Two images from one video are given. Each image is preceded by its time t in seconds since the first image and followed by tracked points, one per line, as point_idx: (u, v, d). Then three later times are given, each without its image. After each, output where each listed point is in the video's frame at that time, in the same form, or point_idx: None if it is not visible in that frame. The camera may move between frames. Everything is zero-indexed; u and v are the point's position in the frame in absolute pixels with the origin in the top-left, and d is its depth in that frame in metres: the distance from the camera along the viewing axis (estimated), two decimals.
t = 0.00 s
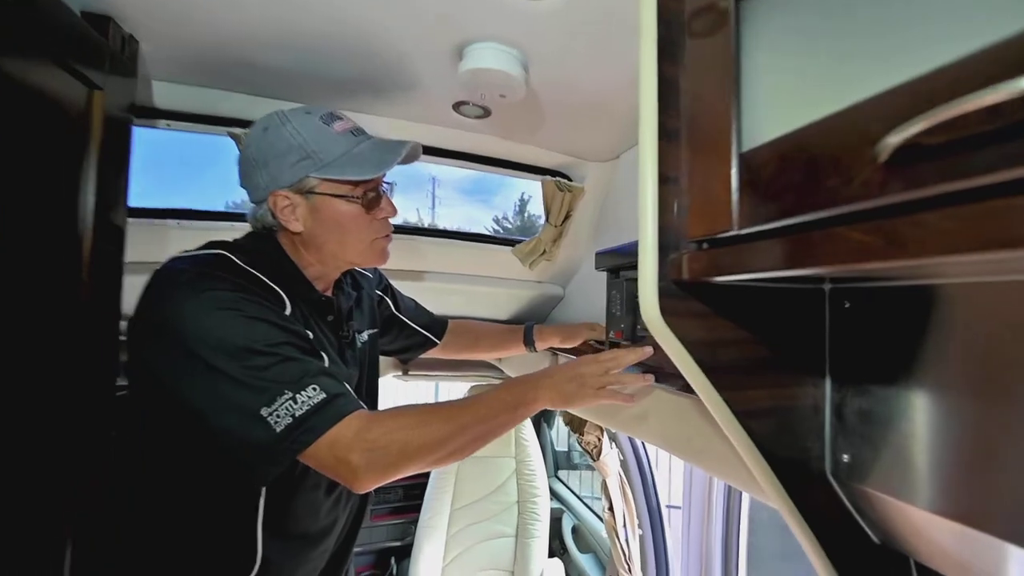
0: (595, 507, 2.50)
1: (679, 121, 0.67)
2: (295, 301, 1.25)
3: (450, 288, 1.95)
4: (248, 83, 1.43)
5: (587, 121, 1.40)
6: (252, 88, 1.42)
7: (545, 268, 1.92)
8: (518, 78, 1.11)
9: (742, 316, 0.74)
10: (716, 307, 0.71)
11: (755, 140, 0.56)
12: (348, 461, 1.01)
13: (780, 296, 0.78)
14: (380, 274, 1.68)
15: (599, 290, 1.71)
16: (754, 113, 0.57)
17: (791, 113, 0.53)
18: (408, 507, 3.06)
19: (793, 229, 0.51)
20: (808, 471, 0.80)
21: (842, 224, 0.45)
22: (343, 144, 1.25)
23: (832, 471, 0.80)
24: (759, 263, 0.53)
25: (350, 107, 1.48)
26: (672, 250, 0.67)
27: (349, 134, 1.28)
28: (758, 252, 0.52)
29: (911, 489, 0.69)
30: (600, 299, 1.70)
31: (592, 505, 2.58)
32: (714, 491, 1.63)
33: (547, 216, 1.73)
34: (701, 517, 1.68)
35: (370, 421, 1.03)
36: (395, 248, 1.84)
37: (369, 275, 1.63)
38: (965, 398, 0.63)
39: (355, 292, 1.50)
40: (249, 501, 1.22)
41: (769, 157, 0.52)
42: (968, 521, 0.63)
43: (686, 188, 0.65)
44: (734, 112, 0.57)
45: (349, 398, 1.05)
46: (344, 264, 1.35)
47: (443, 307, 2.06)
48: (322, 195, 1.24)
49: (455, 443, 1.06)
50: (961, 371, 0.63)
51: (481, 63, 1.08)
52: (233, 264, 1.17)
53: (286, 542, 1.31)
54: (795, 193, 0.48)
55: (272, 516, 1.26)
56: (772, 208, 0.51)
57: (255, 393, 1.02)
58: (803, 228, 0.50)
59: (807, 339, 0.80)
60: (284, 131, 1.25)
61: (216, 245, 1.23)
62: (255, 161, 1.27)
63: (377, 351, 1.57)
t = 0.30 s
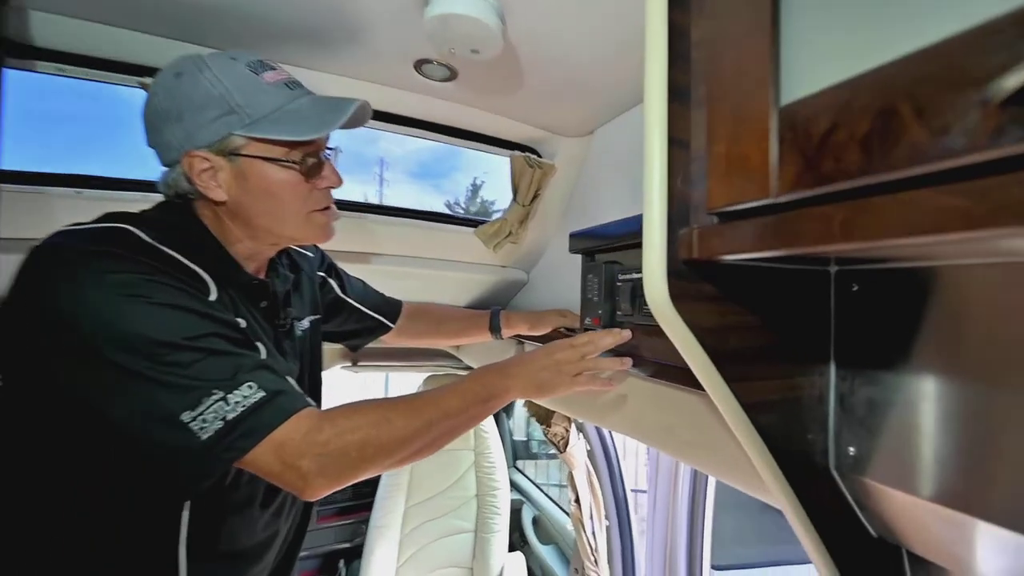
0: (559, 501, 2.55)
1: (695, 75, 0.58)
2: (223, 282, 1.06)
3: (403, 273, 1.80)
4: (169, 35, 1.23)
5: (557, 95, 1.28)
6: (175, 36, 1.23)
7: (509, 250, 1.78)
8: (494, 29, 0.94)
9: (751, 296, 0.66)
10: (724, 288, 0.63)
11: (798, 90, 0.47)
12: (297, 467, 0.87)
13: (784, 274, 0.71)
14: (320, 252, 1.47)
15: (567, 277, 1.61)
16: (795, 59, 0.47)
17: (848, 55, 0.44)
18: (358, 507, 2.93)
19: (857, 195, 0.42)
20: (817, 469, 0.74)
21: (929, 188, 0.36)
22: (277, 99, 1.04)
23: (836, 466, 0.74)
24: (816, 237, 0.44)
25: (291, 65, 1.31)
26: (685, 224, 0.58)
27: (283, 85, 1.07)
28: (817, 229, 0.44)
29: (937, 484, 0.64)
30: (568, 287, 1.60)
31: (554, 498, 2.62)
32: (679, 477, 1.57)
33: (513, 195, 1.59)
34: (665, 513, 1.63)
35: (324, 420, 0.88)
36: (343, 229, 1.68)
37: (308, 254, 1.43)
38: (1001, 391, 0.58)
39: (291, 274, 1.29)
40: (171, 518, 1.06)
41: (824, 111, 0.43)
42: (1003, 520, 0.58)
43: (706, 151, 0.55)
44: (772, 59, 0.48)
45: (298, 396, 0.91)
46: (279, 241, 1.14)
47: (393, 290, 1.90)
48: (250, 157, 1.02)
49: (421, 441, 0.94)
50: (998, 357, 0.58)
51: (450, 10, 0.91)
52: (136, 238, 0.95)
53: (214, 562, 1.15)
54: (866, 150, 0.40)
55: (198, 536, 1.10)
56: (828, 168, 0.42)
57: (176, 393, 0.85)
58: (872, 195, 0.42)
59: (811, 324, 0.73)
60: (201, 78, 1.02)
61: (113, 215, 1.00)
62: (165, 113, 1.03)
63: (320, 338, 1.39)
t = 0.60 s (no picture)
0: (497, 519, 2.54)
1: (676, 66, 0.51)
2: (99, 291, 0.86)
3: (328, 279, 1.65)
4: (38, 0, 1.03)
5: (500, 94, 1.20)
6: None
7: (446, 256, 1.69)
8: (446, 14, 0.86)
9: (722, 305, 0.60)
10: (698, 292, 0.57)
11: (801, 84, 0.40)
12: (182, 529, 0.72)
13: (747, 283, 0.65)
14: (228, 256, 1.30)
15: (508, 284, 1.55)
16: (797, 47, 0.41)
17: (867, 40, 0.37)
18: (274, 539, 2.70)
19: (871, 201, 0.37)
20: (780, 481, 0.68)
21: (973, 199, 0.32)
22: (171, 68, 0.86)
23: (795, 474, 0.68)
24: (821, 242, 0.38)
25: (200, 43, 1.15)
26: (662, 229, 0.52)
27: (181, 54, 0.89)
28: (820, 237, 0.38)
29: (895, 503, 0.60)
30: (509, 295, 1.54)
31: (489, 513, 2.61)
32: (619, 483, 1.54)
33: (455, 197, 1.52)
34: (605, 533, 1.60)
35: (216, 468, 0.74)
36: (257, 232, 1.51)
37: (212, 258, 1.25)
38: (958, 408, 0.55)
39: (190, 281, 1.11)
40: None
41: (840, 111, 0.36)
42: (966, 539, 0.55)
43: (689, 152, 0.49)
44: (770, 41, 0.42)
45: (189, 439, 0.77)
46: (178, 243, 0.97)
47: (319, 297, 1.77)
48: (139, 139, 0.84)
49: (333, 479, 0.83)
50: (955, 371, 0.55)
51: None
52: None
53: None
54: (888, 140, 0.34)
55: None
56: (838, 169, 0.36)
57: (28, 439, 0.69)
58: (895, 200, 0.36)
59: (770, 327, 0.67)
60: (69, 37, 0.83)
61: None
62: (20, 79, 0.83)
63: (226, 347, 1.21)
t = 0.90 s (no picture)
0: (453, 508, 2.53)
1: (654, 39, 0.49)
2: None
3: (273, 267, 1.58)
4: None
5: (457, 70, 1.16)
6: None
7: (399, 241, 1.64)
8: None
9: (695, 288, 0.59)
10: (677, 275, 0.55)
11: (790, 58, 0.38)
12: (137, 519, 0.66)
13: (716, 264, 0.63)
14: (147, 239, 1.18)
15: (464, 270, 1.51)
16: (784, 20, 0.40)
17: (859, 14, 0.36)
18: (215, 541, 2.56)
19: (862, 177, 0.35)
20: (746, 461, 0.68)
21: (971, 174, 0.30)
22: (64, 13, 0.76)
23: (760, 453, 0.68)
24: (810, 218, 0.37)
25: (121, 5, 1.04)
26: (639, 209, 0.50)
27: None
28: (810, 214, 0.37)
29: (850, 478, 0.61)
30: (465, 282, 1.51)
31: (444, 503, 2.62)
32: (579, 467, 1.54)
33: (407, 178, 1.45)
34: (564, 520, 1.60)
35: (168, 453, 0.68)
36: (190, 216, 1.40)
37: (128, 241, 1.13)
38: (912, 384, 0.56)
39: (98, 266, 0.97)
40: None
41: (833, 83, 0.35)
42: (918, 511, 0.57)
43: (668, 128, 0.47)
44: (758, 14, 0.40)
45: (124, 427, 0.69)
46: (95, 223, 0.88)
47: (261, 285, 1.69)
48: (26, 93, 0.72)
49: (297, 455, 0.78)
50: (911, 347, 0.56)
51: None
52: None
53: None
54: (888, 110, 0.32)
55: None
56: (831, 142, 0.35)
57: None
58: (887, 176, 0.34)
59: (737, 310, 0.66)
60: None
61: None
62: None
63: (151, 348, 1.08)
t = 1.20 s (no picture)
0: (445, 514, 2.52)
1: (652, 47, 0.48)
2: None
3: (259, 274, 1.56)
4: None
5: (444, 75, 1.14)
6: None
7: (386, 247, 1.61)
8: None
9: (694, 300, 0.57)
10: (675, 290, 0.54)
11: (796, 70, 0.37)
12: (132, 536, 0.63)
13: (715, 275, 0.62)
14: (131, 252, 1.15)
15: (454, 276, 1.49)
16: (790, 31, 0.38)
17: (869, 30, 0.36)
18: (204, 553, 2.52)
19: (874, 193, 0.34)
20: (747, 472, 0.66)
21: (993, 192, 0.29)
22: (34, 20, 0.72)
23: (761, 465, 0.67)
24: (820, 236, 0.35)
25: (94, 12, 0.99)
26: (639, 222, 0.48)
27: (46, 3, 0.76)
28: (820, 231, 0.35)
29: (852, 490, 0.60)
30: (454, 288, 1.49)
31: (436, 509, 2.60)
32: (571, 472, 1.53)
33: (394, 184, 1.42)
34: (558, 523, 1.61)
35: (162, 467, 0.66)
36: (172, 225, 1.37)
37: (110, 255, 1.09)
38: (914, 395, 0.55)
39: (80, 282, 0.93)
40: None
41: (842, 95, 0.34)
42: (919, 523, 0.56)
43: (668, 141, 0.46)
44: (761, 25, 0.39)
45: (111, 443, 0.66)
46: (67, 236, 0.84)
47: (247, 293, 1.66)
48: None
49: (293, 466, 0.76)
50: (910, 360, 0.55)
51: None
52: None
53: None
54: (904, 128, 0.31)
55: None
56: (843, 157, 0.33)
57: None
58: (898, 195, 0.33)
59: (736, 321, 0.65)
60: None
61: None
62: None
63: (137, 361, 1.05)
